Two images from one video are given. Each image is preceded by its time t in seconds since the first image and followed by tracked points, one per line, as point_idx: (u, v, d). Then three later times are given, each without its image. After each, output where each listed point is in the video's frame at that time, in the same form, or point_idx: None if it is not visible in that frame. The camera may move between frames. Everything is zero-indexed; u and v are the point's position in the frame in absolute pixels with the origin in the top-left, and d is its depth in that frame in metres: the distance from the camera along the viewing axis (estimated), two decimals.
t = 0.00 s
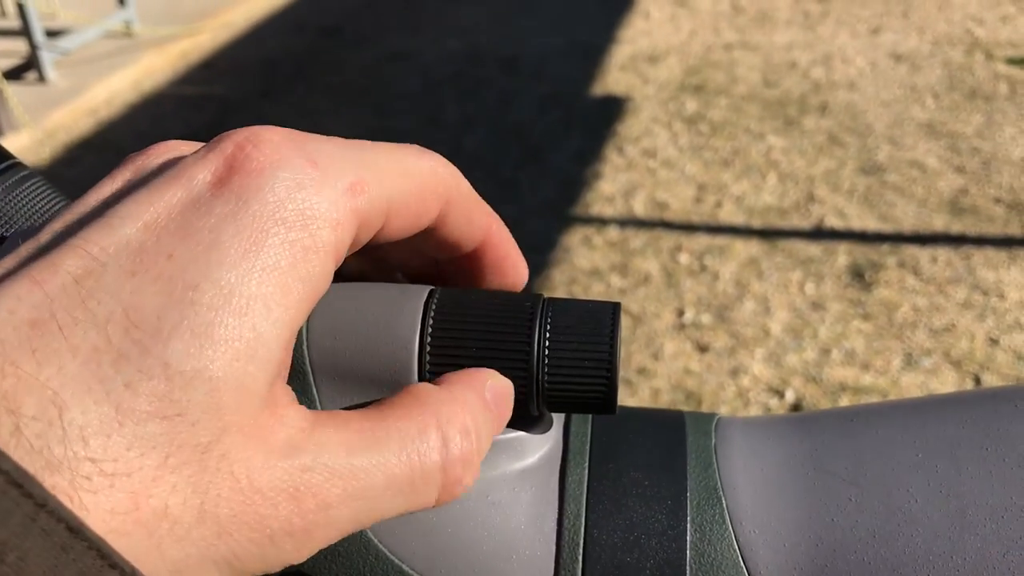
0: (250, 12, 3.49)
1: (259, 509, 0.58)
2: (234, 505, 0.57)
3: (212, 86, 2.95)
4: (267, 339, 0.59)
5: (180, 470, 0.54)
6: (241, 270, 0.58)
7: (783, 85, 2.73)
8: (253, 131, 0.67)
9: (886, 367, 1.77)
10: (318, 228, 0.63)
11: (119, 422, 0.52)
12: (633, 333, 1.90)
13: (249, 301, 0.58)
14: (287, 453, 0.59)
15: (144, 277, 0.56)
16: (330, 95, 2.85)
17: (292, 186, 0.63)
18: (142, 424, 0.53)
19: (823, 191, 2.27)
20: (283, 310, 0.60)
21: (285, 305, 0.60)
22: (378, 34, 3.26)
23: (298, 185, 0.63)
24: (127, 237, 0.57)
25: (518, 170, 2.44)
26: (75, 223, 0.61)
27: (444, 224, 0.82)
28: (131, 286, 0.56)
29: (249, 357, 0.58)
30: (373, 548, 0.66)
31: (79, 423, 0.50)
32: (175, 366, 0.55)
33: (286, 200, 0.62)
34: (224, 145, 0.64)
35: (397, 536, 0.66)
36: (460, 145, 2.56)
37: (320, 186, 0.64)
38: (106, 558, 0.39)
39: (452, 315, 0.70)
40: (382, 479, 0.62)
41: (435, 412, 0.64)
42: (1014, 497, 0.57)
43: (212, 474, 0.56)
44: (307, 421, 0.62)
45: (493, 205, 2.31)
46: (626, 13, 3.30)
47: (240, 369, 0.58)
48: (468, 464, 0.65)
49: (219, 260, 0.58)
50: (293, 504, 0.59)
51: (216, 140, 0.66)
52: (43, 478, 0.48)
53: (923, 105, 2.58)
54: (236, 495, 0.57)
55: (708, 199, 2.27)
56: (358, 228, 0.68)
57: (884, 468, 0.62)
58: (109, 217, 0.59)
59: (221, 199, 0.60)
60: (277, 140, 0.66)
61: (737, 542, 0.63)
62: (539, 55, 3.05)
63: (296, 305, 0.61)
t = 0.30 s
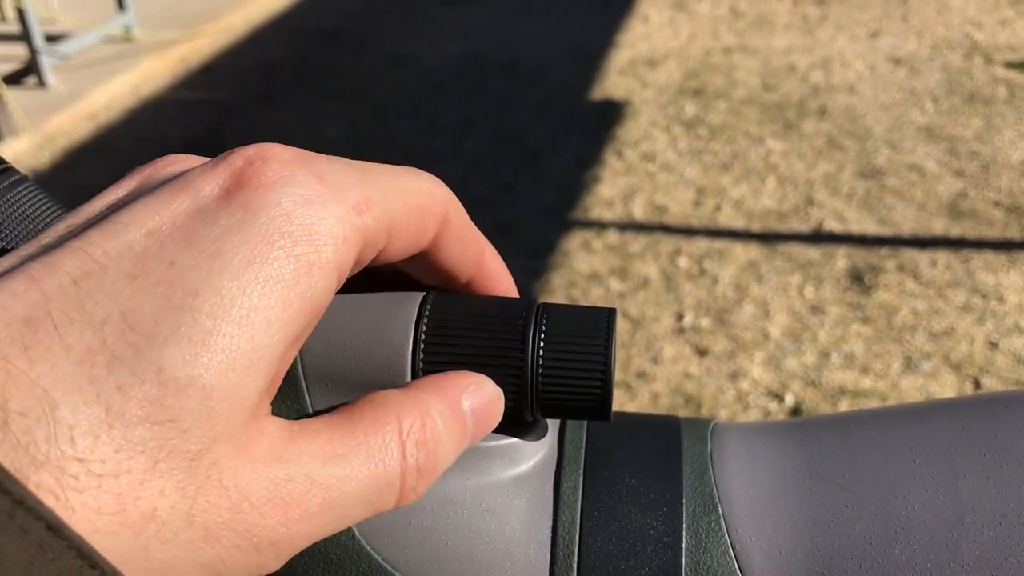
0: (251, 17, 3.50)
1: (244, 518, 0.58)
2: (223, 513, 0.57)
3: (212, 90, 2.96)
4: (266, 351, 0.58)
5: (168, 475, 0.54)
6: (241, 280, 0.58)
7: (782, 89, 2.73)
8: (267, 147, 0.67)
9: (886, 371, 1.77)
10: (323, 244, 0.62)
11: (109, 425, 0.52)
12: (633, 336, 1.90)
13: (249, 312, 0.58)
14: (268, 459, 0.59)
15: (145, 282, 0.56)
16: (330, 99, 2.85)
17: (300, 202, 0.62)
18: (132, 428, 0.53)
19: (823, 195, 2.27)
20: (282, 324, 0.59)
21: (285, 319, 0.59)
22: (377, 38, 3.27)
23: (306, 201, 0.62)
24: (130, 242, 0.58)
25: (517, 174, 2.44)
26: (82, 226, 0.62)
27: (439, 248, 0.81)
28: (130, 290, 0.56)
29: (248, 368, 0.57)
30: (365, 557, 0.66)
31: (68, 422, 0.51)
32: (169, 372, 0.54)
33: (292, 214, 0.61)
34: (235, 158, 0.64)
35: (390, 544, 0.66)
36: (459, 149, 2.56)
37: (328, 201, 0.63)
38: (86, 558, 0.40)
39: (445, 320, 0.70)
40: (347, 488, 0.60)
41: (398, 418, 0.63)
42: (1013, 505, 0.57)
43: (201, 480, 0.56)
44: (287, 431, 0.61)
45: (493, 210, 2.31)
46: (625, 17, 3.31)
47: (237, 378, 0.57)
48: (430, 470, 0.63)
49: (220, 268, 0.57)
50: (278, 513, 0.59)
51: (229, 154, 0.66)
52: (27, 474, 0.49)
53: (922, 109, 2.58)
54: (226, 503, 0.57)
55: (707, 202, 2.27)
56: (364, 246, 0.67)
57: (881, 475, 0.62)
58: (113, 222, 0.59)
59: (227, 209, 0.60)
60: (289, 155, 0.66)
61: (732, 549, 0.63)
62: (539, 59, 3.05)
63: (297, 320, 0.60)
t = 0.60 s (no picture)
0: (248, 21, 3.51)
1: (269, 536, 0.57)
2: (245, 526, 0.56)
3: (210, 94, 2.96)
4: (278, 355, 0.57)
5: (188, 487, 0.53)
6: (252, 286, 0.56)
7: (780, 92, 2.73)
8: (265, 150, 0.66)
9: (884, 374, 1.77)
10: (330, 243, 0.61)
11: (127, 438, 0.51)
12: (631, 340, 1.90)
13: (261, 317, 0.56)
14: (294, 475, 0.58)
15: (156, 292, 0.55)
16: (328, 102, 2.85)
17: (305, 202, 0.61)
18: (151, 440, 0.51)
19: (821, 198, 2.27)
20: (294, 326, 0.58)
21: (297, 321, 0.58)
22: (376, 42, 3.27)
23: (310, 201, 0.61)
24: (137, 253, 0.56)
25: (515, 178, 2.44)
26: (87, 238, 0.61)
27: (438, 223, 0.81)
28: (141, 301, 0.54)
29: (259, 374, 0.56)
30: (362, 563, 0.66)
31: (88, 436, 0.49)
32: (185, 382, 0.53)
33: (297, 216, 0.60)
34: (236, 165, 0.63)
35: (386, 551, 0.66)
36: (457, 153, 2.56)
37: (331, 199, 0.62)
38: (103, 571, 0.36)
39: (445, 327, 0.69)
40: (379, 507, 0.61)
41: (424, 441, 0.63)
42: (1013, 510, 0.56)
43: (221, 492, 0.55)
44: (307, 447, 0.60)
45: (491, 213, 2.31)
46: (623, 21, 3.32)
47: (249, 385, 0.56)
48: (456, 490, 0.64)
49: (229, 275, 0.56)
50: (308, 533, 0.58)
51: (229, 161, 0.64)
52: (48, 489, 0.47)
53: (920, 111, 2.58)
54: (248, 517, 0.56)
55: (705, 206, 2.27)
56: (370, 238, 0.66)
57: (882, 480, 0.62)
58: (119, 232, 0.58)
59: (233, 216, 0.59)
60: (287, 155, 0.64)
61: (731, 555, 0.63)
62: (537, 63, 3.05)
63: (308, 322, 0.59)
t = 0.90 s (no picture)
0: (246, 26, 3.51)
1: (243, 514, 0.57)
2: (219, 509, 0.56)
3: (206, 98, 2.96)
4: (261, 346, 0.58)
5: (158, 467, 0.54)
6: (234, 275, 0.58)
7: (777, 95, 2.74)
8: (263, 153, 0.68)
9: (881, 376, 1.77)
10: (320, 244, 0.62)
11: (96, 415, 0.52)
12: (628, 342, 1.89)
13: (243, 307, 0.57)
14: (267, 454, 0.58)
15: (138, 277, 0.57)
16: (324, 106, 2.85)
17: (296, 202, 0.62)
18: (120, 418, 0.53)
19: (817, 200, 2.27)
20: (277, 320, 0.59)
21: (281, 314, 0.59)
22: (372, 46, 3.27)
23: (302, 202, 0.63)
24: (124, 240, 0.58)
25: (512, 181, 2.44)
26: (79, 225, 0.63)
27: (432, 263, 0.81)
28: (122, 286, 0.56)
29: (242, 364, 0.57)
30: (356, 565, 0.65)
31: (54, 412, 0.51)
32: (158, 361, 0.54)
33: (287, 213, 0.61)
34: (231, 160, 0.65)
35: (380, 551, 0.65)
36: (454, 156, 2.56)
37: (323, 203, 0.64)
38: (74, 560, 0.44)
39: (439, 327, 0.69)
40: (348, 478, 0.60)
41: (391, 401, 0.62)
42: (1008, 510, 0.56)
43: (191, 474, 0.55)
44: (282, 425, 0.60)
45: (488, 217, 2.31)
46: (619, 24, 3.32)
47: (231, 374, 0.57)
48: (430, 454, 0.62)
49: (214, 265, 0.57)
50: (279, 508, 0.58)
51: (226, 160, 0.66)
52: (12, 462, 0.49)
53: (916, 114, 2.59)
54: (221, 499, 0.56)
55: (702, 208, 2.27)
56: (361, 248, 0.67)
57: (874, 479, 0.62)
58: (109, 220, 0.60)
59: (222, 208, 0.60)
60: (285, 159, 0.66)
61: (726, 556, 0.63)
62: (533, 66, 3.06)
63: (294, 318, 0.60)
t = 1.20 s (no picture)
0: (242, 30, 3.51)
1: (239, 525, 0.57)
2: (217, 518, 0.56)
3: (202, 101, 2.96)
4: (254, 348, 0.58)
5: (158, 477, 0.53)
6: (227, 280, 0.57)
7: (773, 97, 2.74)
8: (245, 151, 0.67)
9: (878, 377, 1.77)
10: (310, 241, 0.61)
11: (96, 427, 0.51)
12: (625, 344, 1.89)
13: (237, 312, 0.57)
14: (261, 467, 0.59)
15: (130, 285, 0.56)
16: (321, 110, 2.85)
17: (284, 199, 0.62)
18: (120, 431, 0.52)
19: (813, 202, 2.27)
20: (270, 324, 0.59)
21: (274, 316, 0.59)
22: (368, 49, 3.28)
23: (290, 198, 0.62)
24: (113, 248, 0.57)
25: (508, 183, 2.44)
26: (67, 233, 0.62)
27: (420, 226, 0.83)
28: (115, 294, 0.55)
29: (235, 368, 0.57)
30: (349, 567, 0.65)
31: (54, 424, 0.50)
32: (155, 373, 0.54)
33: (276, 213, 0.61)
34: (215, 164, 0.64)
35: (372, 554, 0.65)
36: (450, 159, 2.56)
37: (310, 197, 0.63)
38: (75, 565, 0.38)
39: (432, 329, 0.69)
40: (337, 500, 0.60)
41: (387, 432, 0.63)
42: (1001, 509, 0.56)
43: (190, 483, 0.55)
44: (275, 439, 0.60)
45: (484, 219, 2.31)
46: (615, 27, 3.33)
47: (224, 378, 0.56)
48: (412, 490, 0.63)
49: (205, 270, 0.57)
50: (273, 520, 0.58)
51: (209, 161, 0.65)
52: (11, 476, 0.48)
53: (912, 116, 2.59)
54: (218, 509, 0.56)
55: (698, 210, 2.27)
56: (351, 236, 0.67)
57: (868, 480, 0.62)
58: (97, 227, 0.59)
59: (210, 212, 0.60)
60: (267, 156, 0.65)
61: (719, 558, 0.62)
62: (530, 69, 3.06)
63: (285, 317, 0.60)
